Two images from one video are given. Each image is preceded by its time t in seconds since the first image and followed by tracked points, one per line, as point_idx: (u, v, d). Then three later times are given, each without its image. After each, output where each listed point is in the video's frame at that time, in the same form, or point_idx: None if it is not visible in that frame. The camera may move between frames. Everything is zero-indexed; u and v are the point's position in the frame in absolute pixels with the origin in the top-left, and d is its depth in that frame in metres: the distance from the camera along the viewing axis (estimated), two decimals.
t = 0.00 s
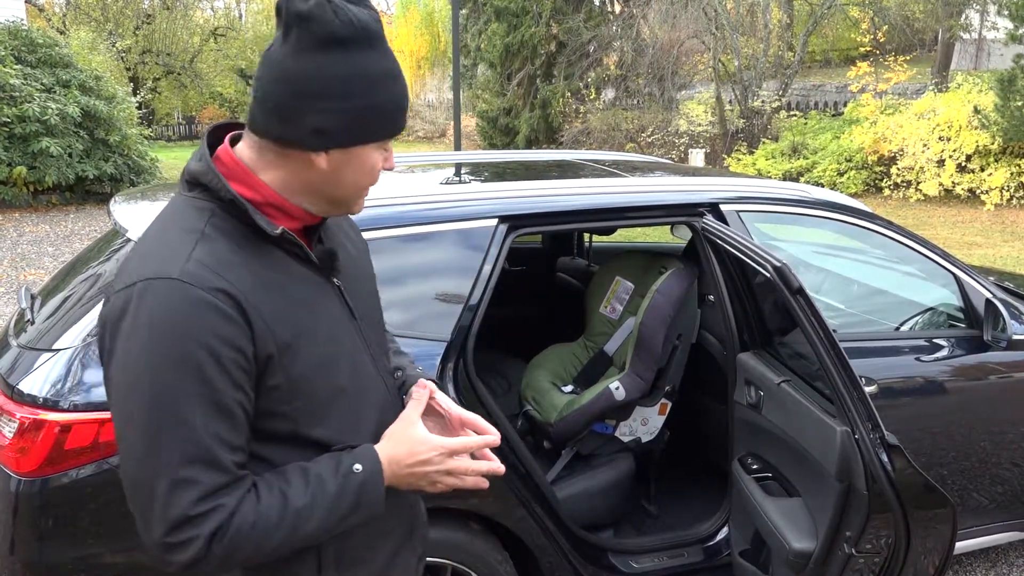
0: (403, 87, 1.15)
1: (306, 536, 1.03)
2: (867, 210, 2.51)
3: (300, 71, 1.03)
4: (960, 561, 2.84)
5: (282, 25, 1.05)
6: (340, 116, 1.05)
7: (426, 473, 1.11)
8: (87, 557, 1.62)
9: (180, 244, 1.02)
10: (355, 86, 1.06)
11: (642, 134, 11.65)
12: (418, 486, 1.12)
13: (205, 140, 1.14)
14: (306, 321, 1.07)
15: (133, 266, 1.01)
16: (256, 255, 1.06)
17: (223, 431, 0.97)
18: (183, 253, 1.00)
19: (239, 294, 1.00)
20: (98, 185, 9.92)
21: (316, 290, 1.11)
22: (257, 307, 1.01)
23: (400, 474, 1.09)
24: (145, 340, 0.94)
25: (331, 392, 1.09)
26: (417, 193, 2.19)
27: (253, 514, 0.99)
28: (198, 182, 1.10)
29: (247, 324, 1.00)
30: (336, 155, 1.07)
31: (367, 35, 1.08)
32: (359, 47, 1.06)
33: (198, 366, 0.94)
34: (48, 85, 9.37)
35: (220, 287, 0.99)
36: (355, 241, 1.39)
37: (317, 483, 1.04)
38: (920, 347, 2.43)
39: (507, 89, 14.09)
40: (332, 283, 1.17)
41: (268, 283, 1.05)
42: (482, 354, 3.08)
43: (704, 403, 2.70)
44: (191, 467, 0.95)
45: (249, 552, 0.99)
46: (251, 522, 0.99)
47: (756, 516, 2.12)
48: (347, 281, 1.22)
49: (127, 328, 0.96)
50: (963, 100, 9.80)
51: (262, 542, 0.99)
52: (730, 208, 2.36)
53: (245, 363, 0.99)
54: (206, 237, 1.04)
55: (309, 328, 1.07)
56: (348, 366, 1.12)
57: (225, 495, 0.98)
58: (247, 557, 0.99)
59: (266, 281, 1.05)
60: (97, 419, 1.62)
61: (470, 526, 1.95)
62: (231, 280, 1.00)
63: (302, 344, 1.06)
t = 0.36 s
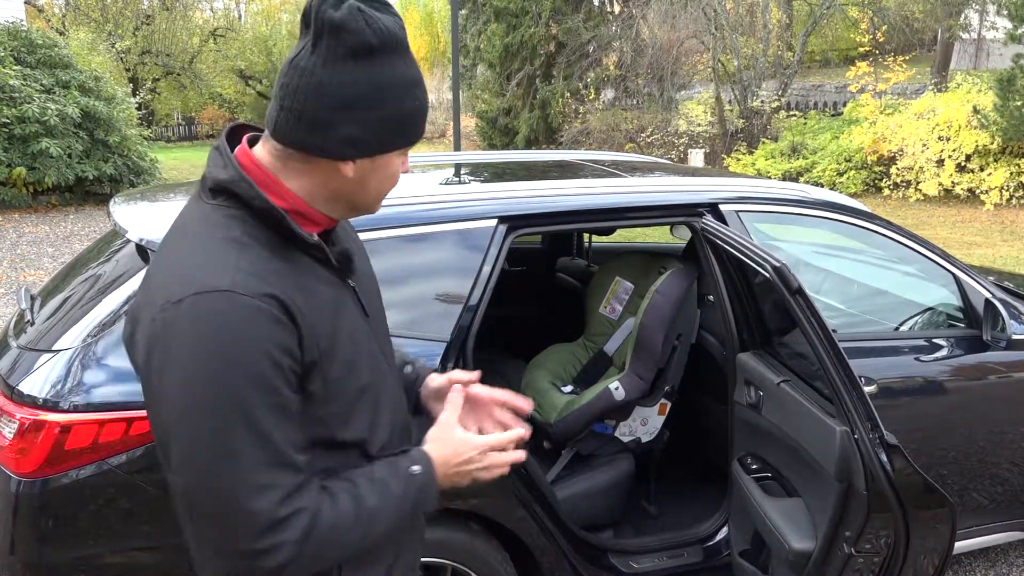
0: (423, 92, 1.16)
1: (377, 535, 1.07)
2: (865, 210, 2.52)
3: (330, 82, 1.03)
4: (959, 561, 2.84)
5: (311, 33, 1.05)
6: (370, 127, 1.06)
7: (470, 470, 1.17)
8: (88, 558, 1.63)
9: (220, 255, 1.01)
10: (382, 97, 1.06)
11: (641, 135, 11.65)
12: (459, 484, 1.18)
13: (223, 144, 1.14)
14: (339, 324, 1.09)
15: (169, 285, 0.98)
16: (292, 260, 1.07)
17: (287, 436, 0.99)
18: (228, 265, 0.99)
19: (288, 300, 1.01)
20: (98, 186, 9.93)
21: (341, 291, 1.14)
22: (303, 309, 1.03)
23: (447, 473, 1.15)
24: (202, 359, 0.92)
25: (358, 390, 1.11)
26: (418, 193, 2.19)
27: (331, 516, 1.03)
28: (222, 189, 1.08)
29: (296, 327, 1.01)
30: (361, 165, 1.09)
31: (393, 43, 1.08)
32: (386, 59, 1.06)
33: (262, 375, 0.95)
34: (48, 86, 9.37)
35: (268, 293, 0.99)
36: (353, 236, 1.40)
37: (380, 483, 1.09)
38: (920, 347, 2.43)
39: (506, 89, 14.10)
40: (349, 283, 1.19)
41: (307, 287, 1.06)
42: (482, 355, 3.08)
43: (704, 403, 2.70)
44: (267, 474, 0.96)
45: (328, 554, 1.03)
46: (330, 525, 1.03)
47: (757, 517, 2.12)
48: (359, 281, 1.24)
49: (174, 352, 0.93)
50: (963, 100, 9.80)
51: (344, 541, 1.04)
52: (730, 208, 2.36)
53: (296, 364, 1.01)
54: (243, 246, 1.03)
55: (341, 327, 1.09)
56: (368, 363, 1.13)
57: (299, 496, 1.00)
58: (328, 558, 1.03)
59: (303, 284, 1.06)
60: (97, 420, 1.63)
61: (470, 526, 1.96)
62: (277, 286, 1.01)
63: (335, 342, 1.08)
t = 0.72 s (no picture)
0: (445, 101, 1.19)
1: (519, 462, 1.19)
2: (863, 211, 2.52)
3: (360, 94, 1.06)
4: (958, 560, 2.85)
5: (342, 45, 1.07)
6: (397, 137, 1.09)
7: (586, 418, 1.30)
8: (86, 558, 1.63)
9: (281, 255, 1.07)
10: (409, 108, 1.09)
11: (641, 135, 11.67)
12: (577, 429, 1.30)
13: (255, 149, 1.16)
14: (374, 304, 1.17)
15: (233, 291, 1.04)
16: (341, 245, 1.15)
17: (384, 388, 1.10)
18: (290, 261, 1.07)
19: (345, 278, 1.11)
20: (97, 186, 9.93)
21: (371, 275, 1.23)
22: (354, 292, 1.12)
23: (569, 421, 1.27)
24: (286, 351, 1.01)
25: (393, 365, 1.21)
26: (417, 193, 2.19)
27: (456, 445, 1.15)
28: (264, 195, 1.11)
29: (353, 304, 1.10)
30: (386, 171, 1.12)
31: (419, 55, 1.11)
32: (413, 72, 1.09)
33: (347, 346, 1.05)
34: (47, 85, 9.35)
35: (321, 279, 1.06)
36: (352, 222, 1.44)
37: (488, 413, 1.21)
38: (918, 348, 2.44)
39: (506, 89, 14.09)
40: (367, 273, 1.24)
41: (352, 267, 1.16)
42: (480, 355, 3.09)
43: (703, 404, 2.70)
44: (387, 419, 1.07)
45: (480, 479, 1.15)
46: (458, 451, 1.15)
47: (755, 518, 2.12)
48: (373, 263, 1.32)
49: (265, 346, 1.01)
50: (961, 100, 9.81)
51: (493, 465, 1.16)
52: (728, 208, 2.36)
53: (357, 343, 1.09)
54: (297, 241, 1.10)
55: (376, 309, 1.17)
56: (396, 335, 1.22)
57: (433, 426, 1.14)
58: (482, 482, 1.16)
59: (346, 272, 1.14)
60: (96, 420, 1.62)
61: (468, 526, 1.96)
62: (332, 271, 1.10)
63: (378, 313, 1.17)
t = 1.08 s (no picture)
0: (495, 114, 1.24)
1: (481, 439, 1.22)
2: (863, 210, 2.52)
3: (431, 95, 1.11)
4: (957, 560, 2.86)
5: (419, 51, 1.13)
6: (460, 136, 1.14)
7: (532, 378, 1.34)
8: (85, 557, 1.64)
9: (343, 225, 1.10)
10: (472, 112, 1.15)
11: (640, 135, 11.70)
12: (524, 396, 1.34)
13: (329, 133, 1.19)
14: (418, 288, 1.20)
15: (298, 251, 1.07)
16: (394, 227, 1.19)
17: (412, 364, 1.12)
18: (352, 230, 1.10)
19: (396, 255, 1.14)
20: (95, 186, 9.92)
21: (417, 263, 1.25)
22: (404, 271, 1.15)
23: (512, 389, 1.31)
24: (344, 309, 1.04)
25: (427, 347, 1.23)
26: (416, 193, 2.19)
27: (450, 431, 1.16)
28: (335, 174, 1.14)
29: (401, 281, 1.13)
30: (444, 163, 1.15)
31: (482, 69, 1.17)
32: (478, 79, 1.15)
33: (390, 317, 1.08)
34: (45, 86, 9.34)
35: (378, 251, 1.10)
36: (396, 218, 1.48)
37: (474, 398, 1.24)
38: (916, 347, 2.44)
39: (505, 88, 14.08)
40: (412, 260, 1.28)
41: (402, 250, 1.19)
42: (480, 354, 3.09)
43: (703, 404, 2.70)
44: (407, 393, 1.09)
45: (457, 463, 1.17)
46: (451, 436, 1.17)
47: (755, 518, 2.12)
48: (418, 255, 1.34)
49: (326, 303, 1.04)
50: (960, 100, 9.83)
51: (466, 449, 1.19)
52: (727, 208, 2.36)
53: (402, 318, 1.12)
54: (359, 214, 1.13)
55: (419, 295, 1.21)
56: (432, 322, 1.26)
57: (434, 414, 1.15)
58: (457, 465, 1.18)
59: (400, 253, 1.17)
60: (95, 420, 1.62)
61: (468, 526, 1.96)
62: (385, 245, 1.13)
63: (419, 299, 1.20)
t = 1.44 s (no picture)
0: (521, 101, 1.28)
1: (417, 432, 1.18)
2: (860, 210, 2.52)
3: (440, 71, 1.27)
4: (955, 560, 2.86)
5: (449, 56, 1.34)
6: (456, 95, 1.23)
7: (494, 408, 1.31)
8: (84, 557, 1.64)
9: (361, 191, 1.19)
10: (469, 75, 1.24)
11: (639, 136, 11.71)
12: (483, 418, 1.31)
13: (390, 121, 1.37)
14: (430, 275, 1.24)
15: (320, 201, 1.18)
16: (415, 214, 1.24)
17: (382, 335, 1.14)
18: (370, 195, 1.18)
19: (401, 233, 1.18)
20: (95, 186, 9.92)
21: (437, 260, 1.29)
22: (408, 248, 1.19)
23: (472, 406, 1.28)
24: (338, 257, 1.10)
25: (430, 336, 1.25)
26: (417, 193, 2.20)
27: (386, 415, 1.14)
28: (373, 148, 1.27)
29: (402, 254, 1.17)
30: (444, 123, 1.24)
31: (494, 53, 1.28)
32: (490, 63, 1.25)
33: (373, 281, 1.11)
34: (45, 86, 9.35)
35: (386, 218, 1.16)
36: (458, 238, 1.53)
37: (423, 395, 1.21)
38: (915, 347, 2.44)
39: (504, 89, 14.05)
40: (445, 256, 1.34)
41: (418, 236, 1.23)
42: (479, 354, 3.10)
43: (702, 405, 2.70)
44: (358, 353, 1.11)
45: (377, 444, 1.15)
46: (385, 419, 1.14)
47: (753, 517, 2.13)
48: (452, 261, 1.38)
49: (323, 248, 1.11)
50: (959, 101, 9.83)
51: (391, 437, 1.15)
52: (725, 208, 2.37)
53: (395, 289, 1.15)
54: (383, 189, 1.21)
55: (431, 282, 1.24)
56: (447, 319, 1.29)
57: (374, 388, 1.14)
58: (376, 449, 1.15)
59: (415, 234, 1.22)
60: (94, 421, 1.62)
61: (467, 527, 1.96)
62: (396, 219, 1.19)
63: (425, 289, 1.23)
